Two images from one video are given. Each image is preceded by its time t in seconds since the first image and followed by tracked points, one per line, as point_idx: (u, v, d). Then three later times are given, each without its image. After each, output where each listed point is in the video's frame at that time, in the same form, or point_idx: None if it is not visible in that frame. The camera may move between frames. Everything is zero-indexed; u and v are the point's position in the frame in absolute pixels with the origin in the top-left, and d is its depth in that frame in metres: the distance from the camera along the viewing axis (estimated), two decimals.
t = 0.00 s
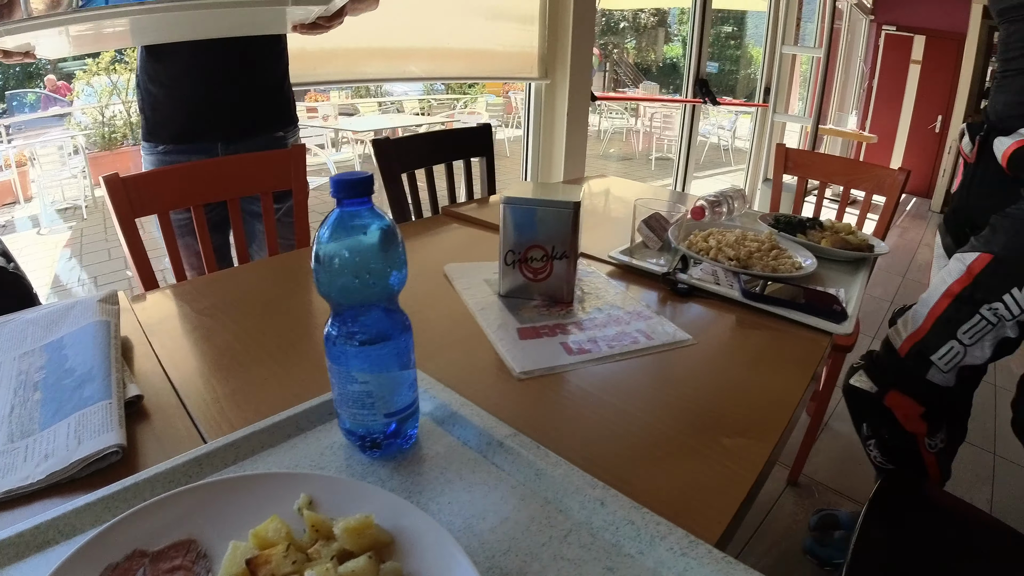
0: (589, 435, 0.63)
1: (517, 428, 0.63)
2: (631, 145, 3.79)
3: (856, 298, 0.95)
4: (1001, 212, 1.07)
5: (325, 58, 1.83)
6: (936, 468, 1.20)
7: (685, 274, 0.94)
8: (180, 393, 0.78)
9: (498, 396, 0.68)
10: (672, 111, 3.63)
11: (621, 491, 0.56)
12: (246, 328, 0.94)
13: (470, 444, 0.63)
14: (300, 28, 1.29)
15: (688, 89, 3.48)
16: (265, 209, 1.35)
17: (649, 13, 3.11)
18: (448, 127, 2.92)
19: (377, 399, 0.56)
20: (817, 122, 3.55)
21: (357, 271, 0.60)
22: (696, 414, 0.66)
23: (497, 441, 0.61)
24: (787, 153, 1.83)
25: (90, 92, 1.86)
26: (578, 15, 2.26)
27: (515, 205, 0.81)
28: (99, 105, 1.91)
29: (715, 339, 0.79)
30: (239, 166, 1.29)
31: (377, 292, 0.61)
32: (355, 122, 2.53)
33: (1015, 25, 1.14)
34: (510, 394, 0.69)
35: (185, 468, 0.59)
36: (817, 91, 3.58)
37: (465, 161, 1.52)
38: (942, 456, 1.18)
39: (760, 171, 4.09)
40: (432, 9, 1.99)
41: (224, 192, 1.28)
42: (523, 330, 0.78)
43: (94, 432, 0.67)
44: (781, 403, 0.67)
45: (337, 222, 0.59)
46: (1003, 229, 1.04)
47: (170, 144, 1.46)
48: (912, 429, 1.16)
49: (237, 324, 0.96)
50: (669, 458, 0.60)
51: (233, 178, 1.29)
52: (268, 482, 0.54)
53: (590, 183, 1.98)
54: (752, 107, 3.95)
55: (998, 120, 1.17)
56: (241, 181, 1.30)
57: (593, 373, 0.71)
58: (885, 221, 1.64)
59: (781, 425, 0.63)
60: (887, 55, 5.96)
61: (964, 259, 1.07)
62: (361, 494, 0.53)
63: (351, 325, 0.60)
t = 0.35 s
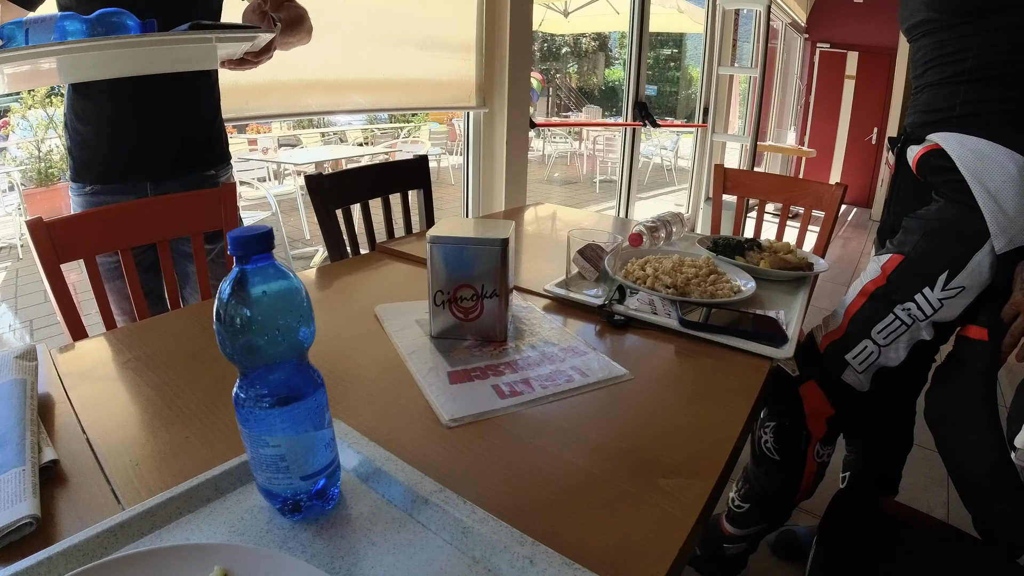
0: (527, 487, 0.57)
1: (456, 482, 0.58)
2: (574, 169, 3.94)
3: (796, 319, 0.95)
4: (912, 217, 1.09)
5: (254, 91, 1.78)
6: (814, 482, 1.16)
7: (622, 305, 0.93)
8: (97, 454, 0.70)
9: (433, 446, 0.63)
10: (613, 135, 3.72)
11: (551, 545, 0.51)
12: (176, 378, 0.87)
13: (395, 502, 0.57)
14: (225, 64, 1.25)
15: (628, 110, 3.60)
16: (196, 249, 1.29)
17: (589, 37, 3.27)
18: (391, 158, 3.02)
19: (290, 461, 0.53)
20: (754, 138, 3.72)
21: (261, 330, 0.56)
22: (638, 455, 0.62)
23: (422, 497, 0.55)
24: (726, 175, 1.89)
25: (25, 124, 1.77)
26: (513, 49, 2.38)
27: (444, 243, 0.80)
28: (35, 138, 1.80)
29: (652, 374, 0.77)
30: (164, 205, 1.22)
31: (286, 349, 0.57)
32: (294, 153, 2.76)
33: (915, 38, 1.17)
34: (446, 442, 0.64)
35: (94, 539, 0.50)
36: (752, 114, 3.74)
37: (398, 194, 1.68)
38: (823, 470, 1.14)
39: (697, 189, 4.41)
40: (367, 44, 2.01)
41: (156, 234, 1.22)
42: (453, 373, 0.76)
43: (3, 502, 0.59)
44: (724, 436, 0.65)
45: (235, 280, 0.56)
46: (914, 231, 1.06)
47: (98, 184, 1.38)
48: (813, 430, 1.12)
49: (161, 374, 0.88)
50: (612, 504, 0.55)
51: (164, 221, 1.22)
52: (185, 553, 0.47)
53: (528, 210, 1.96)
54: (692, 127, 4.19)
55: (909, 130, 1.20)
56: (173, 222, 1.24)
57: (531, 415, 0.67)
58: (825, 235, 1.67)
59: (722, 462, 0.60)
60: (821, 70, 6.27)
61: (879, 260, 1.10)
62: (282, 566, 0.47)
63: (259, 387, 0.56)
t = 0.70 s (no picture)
0: (485, 514, 0.56)
1: (423, 511, 0.56)
2: (535, 185, 3.98)
3: (753, 333, 0.96)
4: (835, 239, 1.12)
5: (212, 111, 1.75)
6: (766, 518, 1.19)
7: (579, 323, 0.93)
8: (45, 492, 0.65)
9: (400, 474, 0.62)
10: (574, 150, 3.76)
11: None
12: (130, 406, 0.82)
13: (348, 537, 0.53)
14: (177, 86, 1.23)
15: (587, 125, 3.65)
16: (151, 273, 1.25)
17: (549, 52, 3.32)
18: (351, 175, 3.01)
19: (236, 498, 0.49)
20: (711, 150, 3.81)
21: (201, 365, 0.53)
22: (594, 478, 0.61)
23: (376, 530, 0.52)
24: (684, 188, 1.93)
25: None
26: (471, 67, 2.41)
27: (397, 267, 0.79)
28: None
29: (609, 394, 0.77)
30: (117, 228, 1.18)
31: (229, 382, 0.55)
32: (253, 170, 2.74)
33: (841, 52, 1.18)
34: (413, 469, 0.62)
35: None
36: (710, 127, 3.83)
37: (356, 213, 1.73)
38: (775, 506, 1.18)
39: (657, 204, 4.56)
40: (325, 62, 1.99)
41: (110, 258, 1.18)
42: (407, 400, 0.75)
43: None
44: (682, 455, 0.65)
45: (175, 313, 0.53)
46: (839, 252, 1.09)
47: (51, 207, 1.34)
48: (753, 465, 1.16)
49: (114, 402, 0.83)
50: (569, 529, 0.54)
51: (119, 244, 1.19)
52: None
53: (488, 226, 1.95)
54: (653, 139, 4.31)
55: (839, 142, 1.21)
56: (127, 245, 1.20)
57: (493, 440, 0.67)
58: (783, 244, 1.71)
59: (679, 485, 0.59)
60: (777, 83, 6.47)
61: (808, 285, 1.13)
62: None
63: (202, 424, 0.53)
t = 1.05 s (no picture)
0: (454, 532, 0.55)
1: (399, 528, 0.56)
2: (505, 193, 4.00)
3: (719, 341, 0.97)
4: (779, 257, 1.13)
5: (179, 119, 1.71)
6: (731, 538, 1.17)
7: (545, 333, 0.94)
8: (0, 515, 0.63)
9: (374, 491, 0.60)
10: (542, 158, 3.85)
11: None
12: (87, 424, 0.79)
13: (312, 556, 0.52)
14: (139, 95, 1.20)
15: (555, 133, 3.73)
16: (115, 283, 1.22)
17: (517, 60, 3.34)
18: (320, 183, 2.98)
19: (194, 519, 0.48)
20: (678, 157, 3.89)
21: (156, 383, 0.51)
22: (558, 491, 0.61)
23: (339, 548, 0.51)
24: (650, 197, 1.96)
25: None
26: (440, 76, 2.42)
27: (360, 279, 0.78)
28: None
29: (575, 405, 0.77)
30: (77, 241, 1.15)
31: (185, 400, 0.52)
32: (219, 179, 2.77)
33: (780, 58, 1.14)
34: (388, 486, 0.61)
35: None
36: (677, 135, 3.91)
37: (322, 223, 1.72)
38: (739, 527, 1.16)
39: (627, 210, 4.62)
40: (293, 70, 1.98)
41: (75, 269, 1.15)
42: (371, 414, 0.74)
43: None
44: (648, 469, 0.65)
45: (126, 330, 0.51)
46: (782, 272, 1.09)
47: (11, 217, 1.30)
48: (717, 487, 1.14)
49: (74, 420, 0.80)
50: (535, 546, 0.53)
51: (83, 254, 1.16)
52: None
53: (458, 235, 1.95)
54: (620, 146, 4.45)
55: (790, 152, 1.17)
56: (92, 256, 1.17)
57: (464, 454, 0.66)
58: (750, 250, 1.74)
59: (642, 497, 0.60)
60: (744, 91, 6.61)
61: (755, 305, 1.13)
62: None
63: (157, 445, 0.50)
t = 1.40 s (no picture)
0: (446, 538, 0.54)
1: (390, 535, 0.55)
2: (495, 195, 4.00)
3: (711, 342, 0.97)
4: (774, 257, 1.16)
5: (167, 120, 1.69)
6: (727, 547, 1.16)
7: (537, 336, 0.93)
8: None
9: (364, 496, 0.60)
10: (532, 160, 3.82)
11: None
12: (71, 430, 0.77)
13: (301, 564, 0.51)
14: (127, 95, 1.18)
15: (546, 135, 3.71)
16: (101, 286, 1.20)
17: (508, 62, 3.33)
18: (309, 186, 2.96)
19: (180, 528, 0.47)
20: (668, 159, 3.89)
21: (141, 388, 0.50)
22: (551, 495, 0.60)
23: (329, 556, 0.50)
24: (641, 199, 1.96)
25: None
26: (430, 78, 2.41)
27: (349, 282, 0.77)
28: None
29: (568, 408, 0.77)
30: (63, 243, 1.13)
31: (171, 406, 0.51)
32: (210, 181, 2.74)
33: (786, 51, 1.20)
34: (379, 489, 0.61)
35: None
36: (667, 137, 3.92)
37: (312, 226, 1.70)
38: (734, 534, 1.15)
39: (618, 213, 4.63)
40: (282, 72, 1.96)
41: (61, 271, 1.13)
42: (362, 418, 0.73)
43: None
44: (642, 473, 0.64)
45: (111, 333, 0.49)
46: (777, 271, 1.12)
47: None
48: (711, 492, 1.13)
49: (61, 424, 0.78)
50: (528, 552, 0.53)
51: (69, 257, 1.14)
52: None
53: (450, 237, 1.94)
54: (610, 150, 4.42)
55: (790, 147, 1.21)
56: (79, 257, 1.15)
57: (455, 457, 0.66)
58: (741, 251, 1.74)
59: (636, 501, 0.59)
60: (734, 93, 6.64)
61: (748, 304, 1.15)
62: None
63: (143, 453, 0.49)
